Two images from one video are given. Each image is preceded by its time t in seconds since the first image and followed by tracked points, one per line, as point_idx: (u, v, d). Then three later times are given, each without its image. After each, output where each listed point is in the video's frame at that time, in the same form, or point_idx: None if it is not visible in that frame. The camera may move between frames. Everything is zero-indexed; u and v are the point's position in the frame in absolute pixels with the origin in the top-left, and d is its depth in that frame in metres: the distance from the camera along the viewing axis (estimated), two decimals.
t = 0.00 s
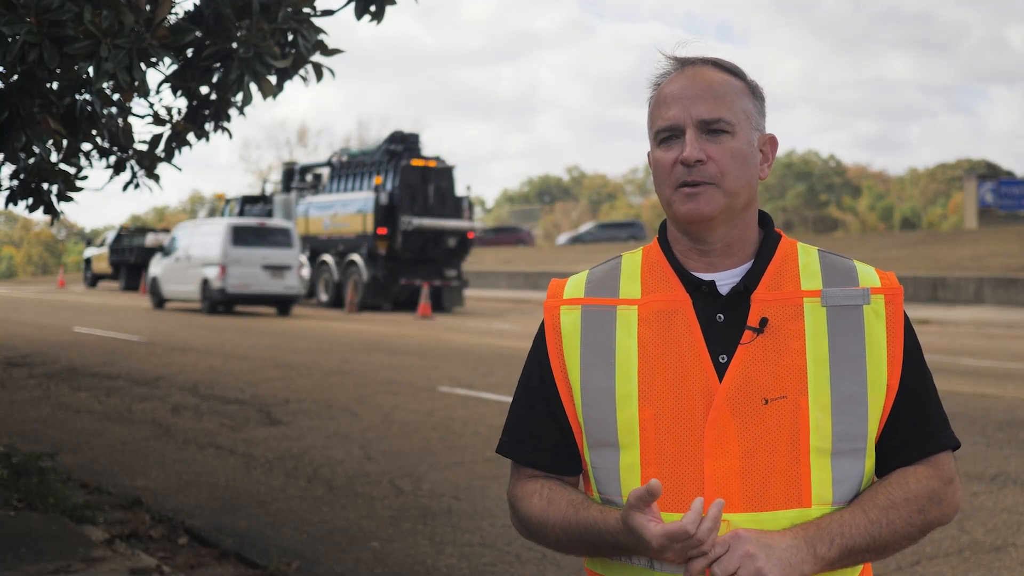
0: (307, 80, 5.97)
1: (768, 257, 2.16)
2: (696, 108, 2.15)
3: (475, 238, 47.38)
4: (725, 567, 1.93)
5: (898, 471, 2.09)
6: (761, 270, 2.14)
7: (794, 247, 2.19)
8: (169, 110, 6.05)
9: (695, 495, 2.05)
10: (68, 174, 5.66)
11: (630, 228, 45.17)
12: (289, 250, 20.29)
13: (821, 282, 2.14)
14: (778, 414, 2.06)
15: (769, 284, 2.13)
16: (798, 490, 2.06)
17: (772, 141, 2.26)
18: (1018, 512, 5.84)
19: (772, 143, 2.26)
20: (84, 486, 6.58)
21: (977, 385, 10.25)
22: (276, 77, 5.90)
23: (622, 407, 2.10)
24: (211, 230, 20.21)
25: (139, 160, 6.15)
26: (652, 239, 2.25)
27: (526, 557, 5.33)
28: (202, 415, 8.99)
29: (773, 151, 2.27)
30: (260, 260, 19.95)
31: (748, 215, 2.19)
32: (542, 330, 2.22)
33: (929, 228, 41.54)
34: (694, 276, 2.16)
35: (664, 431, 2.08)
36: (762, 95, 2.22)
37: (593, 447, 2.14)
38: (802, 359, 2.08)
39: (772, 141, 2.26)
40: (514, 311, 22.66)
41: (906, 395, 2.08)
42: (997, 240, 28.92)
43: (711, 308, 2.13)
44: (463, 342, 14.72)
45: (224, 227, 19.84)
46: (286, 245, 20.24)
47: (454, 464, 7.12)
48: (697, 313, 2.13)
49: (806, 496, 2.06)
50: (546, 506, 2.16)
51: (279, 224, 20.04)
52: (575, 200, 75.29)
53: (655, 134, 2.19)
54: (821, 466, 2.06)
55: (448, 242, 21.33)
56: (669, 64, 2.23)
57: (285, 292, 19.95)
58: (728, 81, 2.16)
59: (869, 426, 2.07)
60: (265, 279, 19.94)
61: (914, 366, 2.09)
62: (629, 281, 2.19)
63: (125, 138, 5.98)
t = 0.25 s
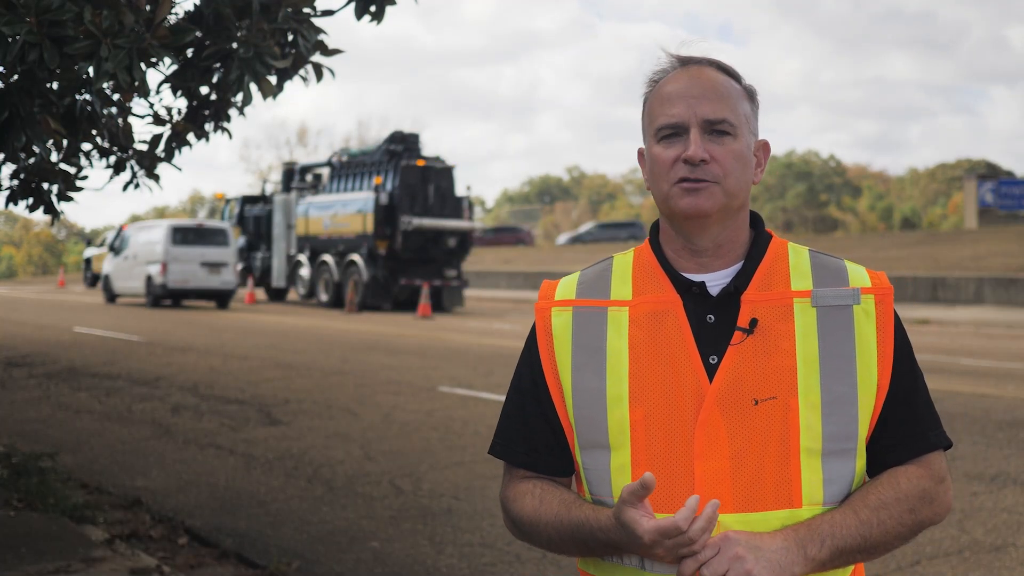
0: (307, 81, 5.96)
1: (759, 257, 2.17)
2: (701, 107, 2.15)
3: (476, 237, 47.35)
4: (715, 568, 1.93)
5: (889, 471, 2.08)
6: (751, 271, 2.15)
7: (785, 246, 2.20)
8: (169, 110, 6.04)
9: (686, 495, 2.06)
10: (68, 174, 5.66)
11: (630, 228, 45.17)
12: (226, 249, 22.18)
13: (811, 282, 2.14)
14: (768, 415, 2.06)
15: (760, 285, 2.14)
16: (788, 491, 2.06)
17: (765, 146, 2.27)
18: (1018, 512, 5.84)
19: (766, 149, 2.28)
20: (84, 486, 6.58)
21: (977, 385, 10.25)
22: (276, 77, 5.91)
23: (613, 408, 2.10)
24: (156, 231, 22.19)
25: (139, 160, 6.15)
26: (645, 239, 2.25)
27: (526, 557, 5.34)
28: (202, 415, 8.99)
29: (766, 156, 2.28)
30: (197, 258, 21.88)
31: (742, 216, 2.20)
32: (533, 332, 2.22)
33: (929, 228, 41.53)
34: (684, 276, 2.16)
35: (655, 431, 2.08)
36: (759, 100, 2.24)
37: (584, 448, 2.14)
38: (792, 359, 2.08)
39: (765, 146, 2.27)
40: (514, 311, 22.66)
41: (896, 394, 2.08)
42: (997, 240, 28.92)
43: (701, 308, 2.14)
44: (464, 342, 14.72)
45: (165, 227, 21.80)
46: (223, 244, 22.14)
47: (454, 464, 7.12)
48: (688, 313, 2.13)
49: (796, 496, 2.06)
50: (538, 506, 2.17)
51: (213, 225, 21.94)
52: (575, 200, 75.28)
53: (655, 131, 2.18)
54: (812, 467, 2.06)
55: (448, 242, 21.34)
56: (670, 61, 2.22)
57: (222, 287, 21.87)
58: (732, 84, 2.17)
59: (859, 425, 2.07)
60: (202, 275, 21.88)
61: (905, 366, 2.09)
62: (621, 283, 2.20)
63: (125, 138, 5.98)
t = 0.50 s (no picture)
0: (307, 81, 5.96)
1: (750, 258, 2.17)
2: (709, 108, 2.15)
3: (476, 237, 47.35)
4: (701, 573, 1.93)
5: (878, 473, 2.08)
6: (742, 272, 2.15)
7: (777, 247, 2.20)
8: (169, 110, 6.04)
9: (676, 495, 2.06)
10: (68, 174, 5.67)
11: (630, 228, 45.16)
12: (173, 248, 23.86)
13: (802, 284, 2.14)
14: (757, 415, 2.06)
15: (750, 285, 2.14)
16: (776, 490, 2.06)
17: (764, 155, 2.28)
18: (1018, 512, 5.84)
19: (763, 157, 2.29)
20: (84, 486, 6.58)
21: (977, 386, 10.25)
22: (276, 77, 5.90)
23: (603, 408, 2.11)
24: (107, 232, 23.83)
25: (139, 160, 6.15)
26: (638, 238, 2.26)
27: (526, 557, 5.34)
28: (202, 415, 8.99)
29: (763, 164, 2.29)
30: (146, 257, 23.60)
31: (737, 219, 2.20)
32: (524, 331, 2.23)
33: (929, 228, 41.54)
34: (675, 277, 2.17)
35: (645, 432, 2.08)
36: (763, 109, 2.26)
37: (575, 447, 2.15)
38: (781, 360, 2.08)
39: (763, 155, 2.28)
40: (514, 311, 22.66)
41: (886, 395, 2.07)
42: (997, 240, 28.93)
43: (691, 309, 2.14)
44: (464, 342, 14.72)
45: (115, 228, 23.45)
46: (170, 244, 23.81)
47: (454, 464, 7.12)
48: (679, 313, 2.14)
49: (783, 496, 2.06)
50: (529, 505, 2.18)
51: (161, 225, 23.61)
52: (575, 200, 75.26)
53: (660, 126, 2.18)
54: (800, 467, 2.06)
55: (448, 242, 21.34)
56: (680, 60, 2.23)
57: (169, 283, 23.74)
58: (742, 89, 2.18)
59: (848, 426, 2.07)
60: (151, 272, 23.56)
61: (895, 367, 2.08)
62: (612, 283, 2.20)
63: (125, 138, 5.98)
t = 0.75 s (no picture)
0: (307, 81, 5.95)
1: (744, 259, 2.17)
2: (699, 109, 2.15)
3: (476, 237, 47.35)
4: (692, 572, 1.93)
5: (873, 475, 2.06)
6: (737, 273, 2.16)
7: (772, 249, 2.20)
8: (170, 110, 6.03)
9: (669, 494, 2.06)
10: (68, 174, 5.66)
11: (630, 228, 45.19)
12: (127, 248, 24.89)
13: (796, 286, 2.15)
14: (750, 416, 2.07)
15: (745, 286, 2.15)
16: (769, 490, 2.06)
17: (760, 155, 2.27)
18: (1019, 512, 5.84)
19: (760, 158, 2.28)
20: (84, 486, 6.58)
21: (978, 386, 10.25)
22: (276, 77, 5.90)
23: (597, 408, 2.12)
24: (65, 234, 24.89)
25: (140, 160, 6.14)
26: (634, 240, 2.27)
27: (525, 557, 5.34)
28: (202, 415, 8.99)
29: (760, 164, 2.28)
30: (101, 257, 24.62)
31: (730, 221, 2.20)
32: (520, 330, 2.25)
33: (929, 228, 41.54)
34: (669, 277, 2.18)
35: (638, 432, 2.09)
36: (758, 109, 2.25)
37: (568, 445, 2.16)
38: (775, 360, 2.08)
39: (760, 155, 2.27)
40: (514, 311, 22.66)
41: (879, 397, 2.06)
42: (997, 240, 28.94)
43: (686, 309, 2.15)
44: (464, 342, 14.72)
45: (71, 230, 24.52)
46: (123, 244, 24.86)
47: (454, 464, 7.12)
48: (673, 314, 2.15)
49: (776, 496, 2.06)
50: (522, 503, 2.18)
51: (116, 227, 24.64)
52: (574, 199, 75.27)
53: (652, 127, 2.19)
54: (792, 468, 2.06)
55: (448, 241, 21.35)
56: (674, 61, 2.23)
57: (125, 280, 24.76)
58: (733, 90, 2.17)
59: (841, 429, 2.06)
60: (106, 271, 24.60)
61: (889, 368, 2.07)
62: (608, 283, 2.22)
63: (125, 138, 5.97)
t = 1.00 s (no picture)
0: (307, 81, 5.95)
1: (740, 259, 2.17)
2: (687, 109, 2.15)
3: (476, 237, 47.34)
4: (687, 569, 1.92)
5: (868, 473, 2.06)
6: (733, 272, 2.16)
7: (768, 249, 2.21)
8: (169, 110, 6.02)
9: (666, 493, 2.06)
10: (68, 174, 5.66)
11: (630, 228, 45.19)
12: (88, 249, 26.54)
13: (792, 284, 2.15)
14: (746, 415, 2.07)
15: (740, 286, 2.15)
16: (765, 489, 2.05)
17: (753, 154, 2.26)
18: (1019, 512, 5.84)
19: (753, 156, 2.27)
20: (84, 486, 6.58)
21: (978, 386, 10.24)
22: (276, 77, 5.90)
23: (593, 409, 2.12)
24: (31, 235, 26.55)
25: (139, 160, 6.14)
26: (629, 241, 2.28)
27: (525, 557, 5.34)
28: (202, 415, 8.99)
29: (754, 163, 2.28)
30: (64, 258, 26.32)
31: (725, 220, 2.20)
32: (518, 331, 2.25)
33: (930, 228, 41.53)
34: (665, 277, 2.18)
35: (634, 432, 2.09)
36: (752, 107, 2.24)
37: (565, 446, 2.16)
38: (771, 360, 2.08)
39: (753, 154, 2.26)
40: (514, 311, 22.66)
41: (875, 396, 2.06)
42: (997, 240, 28.93)
43: (682, 309, 2.15)
44: (463, 342, 14.72)
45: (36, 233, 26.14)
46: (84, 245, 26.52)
47: (454, 464, 7.12)
48: (669, 313, 2.15)
49: (772, 495, 2.06)
50: (518, 503, 2.18)
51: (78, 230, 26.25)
52: (574, 199, 75.25)
53: (641, 130, 2.19)
54: (789, 466, 2.06)
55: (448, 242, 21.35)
56: (665, 63, 2.23)
57: (86, 279, 26.47)
58: (722, 88, 2.17)
59: (838, 427, 2.06)
60: (69, 271, 26.34)
61: (886, 367, 2.07)
62: (604, 283, 2.23)
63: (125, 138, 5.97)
